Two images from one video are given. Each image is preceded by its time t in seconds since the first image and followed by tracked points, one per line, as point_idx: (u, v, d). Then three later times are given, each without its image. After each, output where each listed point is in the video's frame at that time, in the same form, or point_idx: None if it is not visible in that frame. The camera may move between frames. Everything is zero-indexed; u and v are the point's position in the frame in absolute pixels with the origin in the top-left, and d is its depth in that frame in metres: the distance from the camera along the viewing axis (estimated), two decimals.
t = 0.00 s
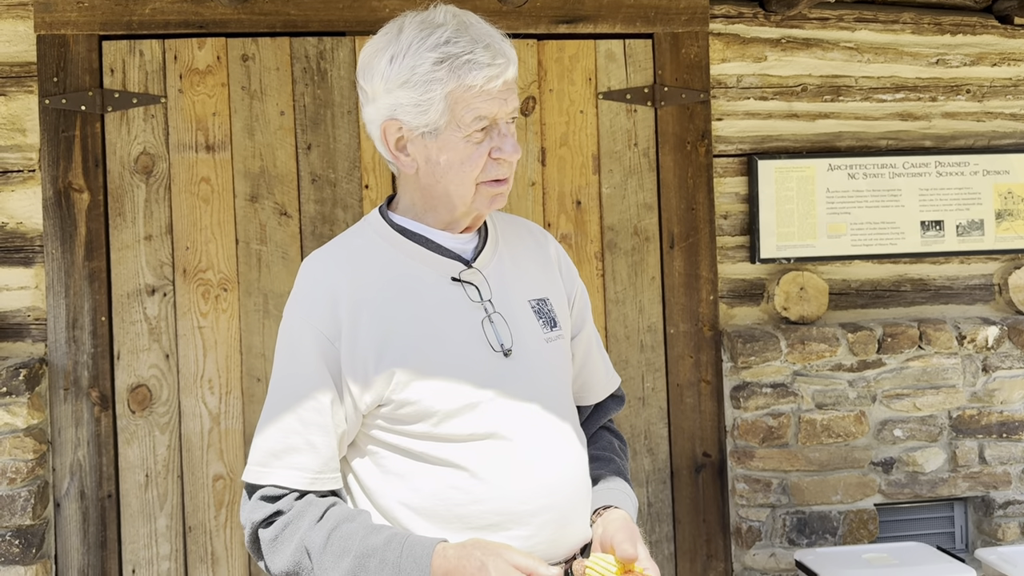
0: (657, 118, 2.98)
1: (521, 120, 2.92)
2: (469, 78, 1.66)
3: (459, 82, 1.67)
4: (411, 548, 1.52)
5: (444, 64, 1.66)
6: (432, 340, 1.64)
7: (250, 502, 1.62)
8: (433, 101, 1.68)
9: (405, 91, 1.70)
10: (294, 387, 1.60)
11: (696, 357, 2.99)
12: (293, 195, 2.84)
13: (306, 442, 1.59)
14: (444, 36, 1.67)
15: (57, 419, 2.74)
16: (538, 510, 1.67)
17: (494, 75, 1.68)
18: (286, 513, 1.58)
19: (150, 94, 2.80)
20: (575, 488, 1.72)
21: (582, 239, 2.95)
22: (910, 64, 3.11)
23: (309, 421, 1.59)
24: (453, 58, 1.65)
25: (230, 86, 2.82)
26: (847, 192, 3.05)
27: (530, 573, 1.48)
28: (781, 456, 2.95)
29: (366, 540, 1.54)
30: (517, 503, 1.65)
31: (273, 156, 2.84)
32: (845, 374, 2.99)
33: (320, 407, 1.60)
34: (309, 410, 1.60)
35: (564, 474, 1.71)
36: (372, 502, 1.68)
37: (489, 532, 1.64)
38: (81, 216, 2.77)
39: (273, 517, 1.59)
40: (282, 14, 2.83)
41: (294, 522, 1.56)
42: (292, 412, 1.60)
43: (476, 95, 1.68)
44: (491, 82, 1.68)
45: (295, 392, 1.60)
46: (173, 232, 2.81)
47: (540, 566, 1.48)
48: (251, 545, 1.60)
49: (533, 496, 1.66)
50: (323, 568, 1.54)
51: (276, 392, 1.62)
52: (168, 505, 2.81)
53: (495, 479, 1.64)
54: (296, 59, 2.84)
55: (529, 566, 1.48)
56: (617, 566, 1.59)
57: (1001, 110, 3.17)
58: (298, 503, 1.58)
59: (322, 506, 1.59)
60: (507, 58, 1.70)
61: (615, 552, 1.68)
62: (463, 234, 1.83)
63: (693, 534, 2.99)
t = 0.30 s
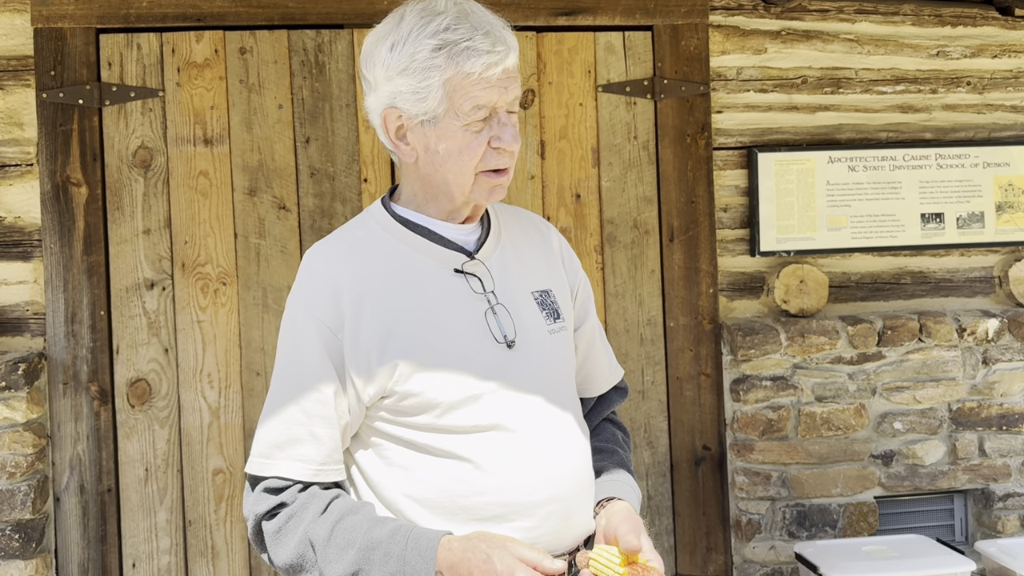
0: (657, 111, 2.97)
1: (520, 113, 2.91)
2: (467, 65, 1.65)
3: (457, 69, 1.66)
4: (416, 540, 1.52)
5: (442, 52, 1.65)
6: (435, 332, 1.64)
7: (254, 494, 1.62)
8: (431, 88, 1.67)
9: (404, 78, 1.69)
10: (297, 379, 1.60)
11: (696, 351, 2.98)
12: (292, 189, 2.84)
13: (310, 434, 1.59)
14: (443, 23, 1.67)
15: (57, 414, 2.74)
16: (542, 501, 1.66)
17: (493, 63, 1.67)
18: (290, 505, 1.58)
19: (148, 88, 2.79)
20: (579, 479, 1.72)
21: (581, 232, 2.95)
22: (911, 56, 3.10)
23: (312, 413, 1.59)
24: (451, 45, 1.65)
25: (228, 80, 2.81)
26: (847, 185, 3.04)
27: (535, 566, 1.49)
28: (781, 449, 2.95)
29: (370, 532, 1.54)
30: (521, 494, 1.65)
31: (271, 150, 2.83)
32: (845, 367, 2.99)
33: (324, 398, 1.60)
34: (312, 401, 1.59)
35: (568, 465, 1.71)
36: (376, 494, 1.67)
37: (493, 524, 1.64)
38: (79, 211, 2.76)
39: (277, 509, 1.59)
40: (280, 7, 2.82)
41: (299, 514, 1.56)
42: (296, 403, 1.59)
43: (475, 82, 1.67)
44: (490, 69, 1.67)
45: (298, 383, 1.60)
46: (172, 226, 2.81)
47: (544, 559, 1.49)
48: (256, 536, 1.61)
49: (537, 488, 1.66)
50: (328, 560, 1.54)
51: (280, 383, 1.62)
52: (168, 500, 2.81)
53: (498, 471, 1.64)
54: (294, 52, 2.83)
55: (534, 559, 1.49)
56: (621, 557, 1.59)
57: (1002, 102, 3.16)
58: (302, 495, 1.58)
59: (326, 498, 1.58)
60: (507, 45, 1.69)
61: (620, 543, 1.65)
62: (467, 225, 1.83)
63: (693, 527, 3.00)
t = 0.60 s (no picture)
0: (656, 101, 2.96)
1: (520, 104, 2.90)
2: (429, 50, 1.65)
3: (420, 55, 1.66)
4: (411, 531, 1.51)
5: (406, 38, 1.66)
6: (432, 321, 1.63)
7: (253, 485, 1.63)
8: (399, 75, 1.68)
9: (377, 68, 1.72)
10: (294, 370, 1.60)
11: (696, 342, 2.98)
12: (291, 181, 2.83)
13: (308, 426, 1.59)
14: (411, 10, 1.67)
15: (56, 407, 2.74)
16: (541, 492, 1.66)
17: (457, 46, 1.64)
18: (287, 496, 1.58)
19: (145, 79, 2.78)
20: (579, 470, 1.72)
21: (581, 224, 2.95)
22: (911, 46, 3.09)
23: (310, 404, 1.59)
24: (414, 30, 1.65)
25: (225, 71, 2.80)
26: (847, 176, 3.03)
27: (530, 558, 1.46)
28: (780, 440, 2.95)
29: (366, 523, 1.53)
30: (520, 485, 1.64)
31: (269, 142, 2.82)
32: (844, 358, 2.98)
33: (321, 389, 1.60)
34: (307, 391, 1.59)
35: (568, 455, 1.70)
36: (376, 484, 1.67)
37: (493, 514, 1.64)
38: (77, 203, 2.75)
39: (275, 500, 1.59)
40: None
41: (296, 505, 1.57)
42: (289, 394, 1.59)
43: (439, 67, 1.65)
44: (454, 53, 1.64)
45: (295, 374, 1.59)
46: (170, 218, 2.80)
47: (539, 550, 1.46)
48: (255, 527, 1.62)
49: (537, 478, 1.65)
50: (324, 550, 1.54)
51: (276, 374, 1.62)
52: (168, 493, 2.81)
53: (497, 461, 1.63)
54: (292, 43, 2.82)
55: (529, 550, 1.47)
56: (618, 549, 1.58)
57: (1003, 92, 3.14)
58: (300, 485, 1.59)
59: (324, 489, 1.58)
60: (476, 27, 1.66)
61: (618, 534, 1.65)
62: (462, 215, 1.81)
63: (693, 518, 3.00)
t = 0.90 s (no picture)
0: (655, 92, 2.96)
1: (519, 95, 2.90)
2: (415, 34, 1.65)
3: (407, 39, 1.66)
4: (412, 524, 1.51)
5: (394, 23, 1.67)
6: (431, 312, 1.63)
7: (253, 478, 1.63)
8: (388, 62, 1.69)
9: (369, 56, 1.73)
10: (292, 361, 1.60)
11: (696, 333, 2.99)
12: (290, 172, 2.83)
13: (308, 418, 1.59)
14: None
15: (56, 399, 2.74)
16: (542, 484, 1.66)
17: (443, 29, 1.64)
18: (287, 489, 1.59)
19: (143, 71, 2.78)
20: (579, 462, 1.72)
21: (580, 215, 2.95)
22: (912, 36, 3.07)
23: (309, 395, 1.59)
24: (400, 15, 1.65)
25: (224, 62, 2.80)
26: (847, 166, 3.02)
27: (530, 551, 1.47)
28: (780, 431, 2.95)
29: (367, 515, 1.54)
30: (520, 477, 1.64)
31: (268, 133, 2.82)
32: (844, 349, 2.98)
33: (320, 380, 1.60)
34: (305, 382, 1.59)
35: (569, 447, 1.70)
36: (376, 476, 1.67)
37: (493, 506, 1.64)
38: (76, 195, 2.75)
39: (275, 493, 1.60)
40: None
41: (296, 498, 1.57)
42: (287, 384, 1.60)
43: (425, 51, 1.65)
44: (440, 36, 1.64)
45: (294, 365, 1.60)
46: (169, 210, 2.80)
47: (540, 544, 1.47)
48: (255, 520, 1.62)
49: (537, 470, 1.65)
50: (325, 544, 1.54)
51: (275, 366, 1.62)
52: (169, 484, 2.82)
53: (497, 453, 1.63)
54: (291, 34, 2.81)
55: (530, 544, 1.47)
56: (619, 541, 1.59)
57: (1004, 82, 3.13)
58: (300, 478, 1.59)
59: (324, 482, 1.59)
60: (463, 11, 1.66)
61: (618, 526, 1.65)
62: (460, 205, 1.80)
63: (693, 509, 3.01)
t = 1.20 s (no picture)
0: (656, 83, 2.97)
1: (520, 86, 2.91)
2: (418, 22, 1.65)
3: (410, 27, 1.66)
4: (414, 516, 1.52)
5: (396, 11, 1.67)
6: (435, 303, 1.63)
7: (253, 467, 1.63)
8: (391, 50, 1.69)
9: (372, 45, 1.73)
10: (295, 350, 1.60)
11: (696, 324, 3.00)
12: (290, 163, 2.83)
13: (309, 407, 1.59)
14: None
15: (58, 389, 2.75)
16: (543, 475, 1.66)
17: (446, 17, 1.64)
18: (288, 479, 1.59)
19: (143, 62, 2.78)
20: (580, 453, 1.72)
21: (581, 206, 2.96)
22: (913, 26, 3.06)
23: (311, 384, 1.59)
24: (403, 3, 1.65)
25: (223, 53, 2.80)
26: (848, 156, 3.02)
27: (533, 544, 1.48)
28: (780, 421, 2.96)
29: (369, 506, 1.54)
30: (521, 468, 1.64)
31: (268, 124, 2.82)
32: (844, 340, 2.98)
33: (322, 369, 1.60)
34: (308, 371, 1.60)
35: (570, 438, 1.71)
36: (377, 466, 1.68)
37: (494, 497, 1.64)
38: (76, 186, 2.75)
39: (276, 482, 1.60)
40: None
41: (297, 488, 1.57)
42: (289, 372, 1.60)
43: (428, 40, 1.65)
44: (443, 25, 1.64)
45: (296, 354, 1.60)
46: (170, 202, 2.80)
47: (542, 537, 1.48)
48: (255, 509, 1.62)
49: (539, 461, 1.66)
50: (326, 534, 1.55)
51: (277, 356, 1.62)
52: (170, 474, 2.83)
53: (498, 444, 1.64)
54: (290, 25, 2.81)
55: (532, 537, 1.48)
56: (619, 534, 1.60)
57: (1005, 72, 3.12)
58: (301, 468, 1.59)
59: (325, 472, 1.59)
60: None
61: (618, 519, 1.65)
62: (462, 196, 1.80)
63: (693, 499, 3.03)
